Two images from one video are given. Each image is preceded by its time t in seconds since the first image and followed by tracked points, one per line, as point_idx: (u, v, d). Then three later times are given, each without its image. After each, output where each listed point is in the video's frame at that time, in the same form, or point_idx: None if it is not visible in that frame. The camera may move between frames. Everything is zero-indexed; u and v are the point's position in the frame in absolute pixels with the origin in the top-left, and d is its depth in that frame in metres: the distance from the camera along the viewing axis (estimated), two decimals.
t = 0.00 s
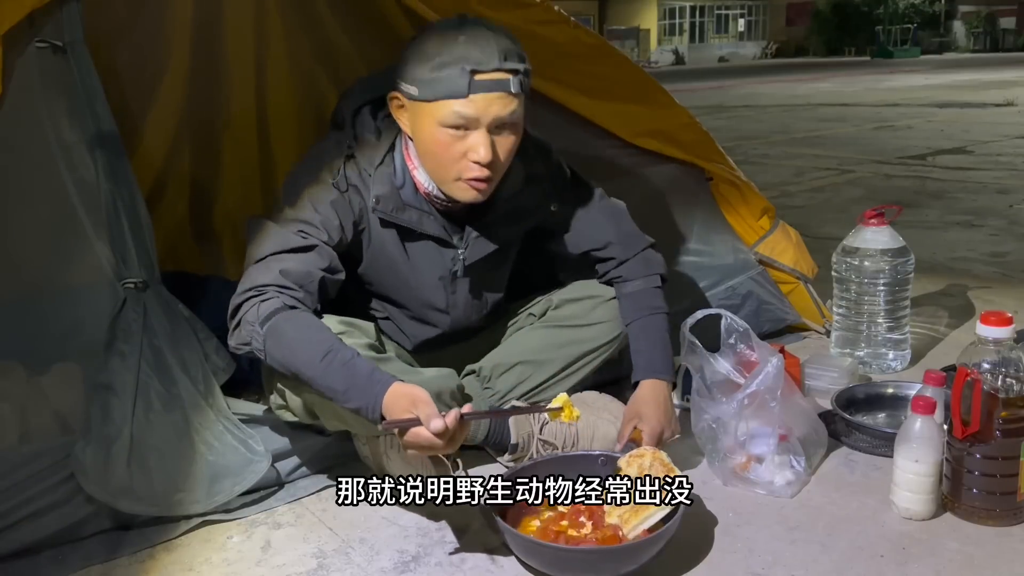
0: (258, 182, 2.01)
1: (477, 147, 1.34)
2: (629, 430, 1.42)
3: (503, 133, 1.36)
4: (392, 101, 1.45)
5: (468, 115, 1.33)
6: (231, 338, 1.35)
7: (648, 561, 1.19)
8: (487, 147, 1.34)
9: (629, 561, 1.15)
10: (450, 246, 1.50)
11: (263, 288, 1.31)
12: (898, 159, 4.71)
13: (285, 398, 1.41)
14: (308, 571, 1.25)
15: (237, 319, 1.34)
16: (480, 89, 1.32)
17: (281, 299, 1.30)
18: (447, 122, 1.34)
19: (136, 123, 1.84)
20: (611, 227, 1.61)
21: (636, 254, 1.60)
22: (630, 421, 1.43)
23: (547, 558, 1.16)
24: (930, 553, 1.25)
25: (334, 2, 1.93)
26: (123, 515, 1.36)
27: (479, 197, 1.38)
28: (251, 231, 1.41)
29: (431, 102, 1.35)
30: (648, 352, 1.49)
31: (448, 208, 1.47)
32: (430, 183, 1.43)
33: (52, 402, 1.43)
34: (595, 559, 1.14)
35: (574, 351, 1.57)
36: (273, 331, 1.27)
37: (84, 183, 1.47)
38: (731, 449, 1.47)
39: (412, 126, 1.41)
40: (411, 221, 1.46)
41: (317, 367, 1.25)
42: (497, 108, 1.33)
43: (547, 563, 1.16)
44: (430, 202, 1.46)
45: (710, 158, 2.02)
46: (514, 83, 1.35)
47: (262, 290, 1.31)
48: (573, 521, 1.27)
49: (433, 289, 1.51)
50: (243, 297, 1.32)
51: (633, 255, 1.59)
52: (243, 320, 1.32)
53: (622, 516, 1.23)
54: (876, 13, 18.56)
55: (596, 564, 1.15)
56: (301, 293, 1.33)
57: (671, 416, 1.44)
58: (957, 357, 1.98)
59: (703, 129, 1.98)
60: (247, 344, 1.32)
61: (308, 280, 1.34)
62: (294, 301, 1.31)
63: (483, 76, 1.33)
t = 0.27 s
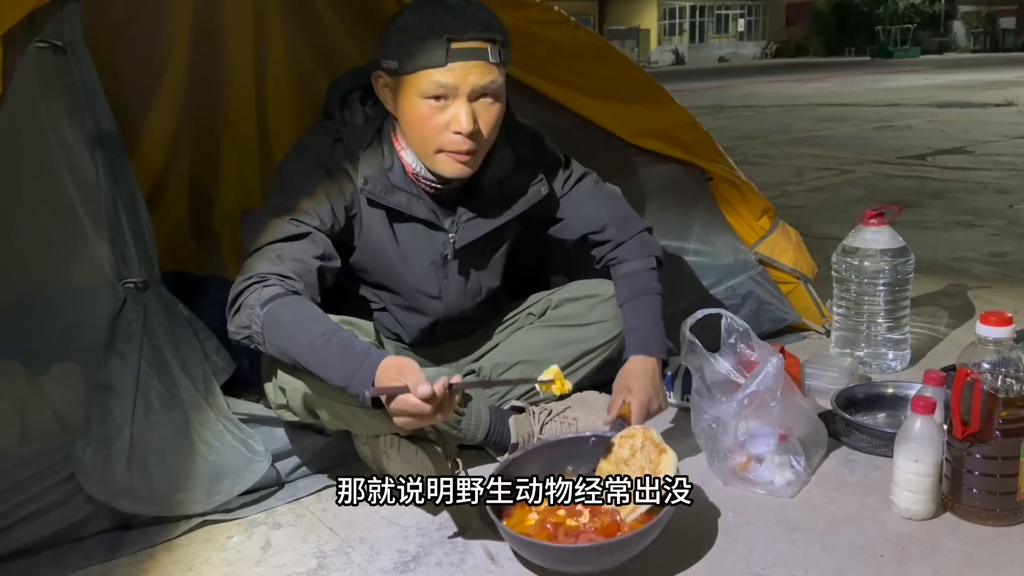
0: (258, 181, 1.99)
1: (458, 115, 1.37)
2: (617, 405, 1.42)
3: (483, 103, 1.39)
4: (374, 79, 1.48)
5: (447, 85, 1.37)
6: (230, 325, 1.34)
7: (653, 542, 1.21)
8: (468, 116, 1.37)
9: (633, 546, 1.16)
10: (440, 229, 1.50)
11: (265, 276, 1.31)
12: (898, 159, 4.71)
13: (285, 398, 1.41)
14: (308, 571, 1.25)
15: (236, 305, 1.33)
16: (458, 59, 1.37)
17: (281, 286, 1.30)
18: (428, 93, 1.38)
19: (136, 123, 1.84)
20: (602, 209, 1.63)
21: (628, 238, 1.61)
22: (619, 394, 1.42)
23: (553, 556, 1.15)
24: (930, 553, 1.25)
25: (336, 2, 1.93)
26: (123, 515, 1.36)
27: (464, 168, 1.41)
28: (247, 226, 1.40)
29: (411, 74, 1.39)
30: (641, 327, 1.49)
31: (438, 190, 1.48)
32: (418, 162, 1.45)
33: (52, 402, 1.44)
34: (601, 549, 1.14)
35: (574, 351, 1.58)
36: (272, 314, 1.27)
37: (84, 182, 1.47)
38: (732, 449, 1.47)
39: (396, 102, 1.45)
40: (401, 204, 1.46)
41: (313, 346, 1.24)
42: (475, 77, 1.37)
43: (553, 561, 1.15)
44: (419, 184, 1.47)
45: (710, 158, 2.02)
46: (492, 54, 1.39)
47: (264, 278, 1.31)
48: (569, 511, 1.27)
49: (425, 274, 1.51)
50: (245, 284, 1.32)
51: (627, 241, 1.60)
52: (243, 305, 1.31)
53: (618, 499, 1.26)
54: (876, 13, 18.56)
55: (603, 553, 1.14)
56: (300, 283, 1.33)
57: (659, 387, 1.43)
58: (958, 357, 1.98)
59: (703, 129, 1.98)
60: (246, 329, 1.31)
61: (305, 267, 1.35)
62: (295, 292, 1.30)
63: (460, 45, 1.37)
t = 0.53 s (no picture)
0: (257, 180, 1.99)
1: (455, 107, 1.38)
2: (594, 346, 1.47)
3: (479, 94, 1.40)
4: (371, 72, 1.48)
5: (444, 76, 1.37)
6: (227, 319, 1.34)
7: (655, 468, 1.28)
8: (465, 107, 1.38)
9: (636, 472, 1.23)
10: (439, 222, 1.50)
11: (259, 269, 1.32)
12: (898, 159, 4.71)
13: (285, 398, 1.41)
14: (308, 571, 1.25)
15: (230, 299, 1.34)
16: (454, 50, 1.37)
17: (276, 277, 1.31)
18: (424, 85, 1.38)
19: (135, 123, 1.84)
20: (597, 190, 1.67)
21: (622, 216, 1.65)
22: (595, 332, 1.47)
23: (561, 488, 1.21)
24: (931, 553, 1.25)
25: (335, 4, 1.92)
26: (123, 515, 1.36)
27: (461, 160, 1.41)
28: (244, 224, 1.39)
29: (407, 65, 1.40)
30: (628, 293, 1.53)
31: (437, 182, 1.49)
32: (415, 154, 1.46)
33: (52, 402, 1.43)
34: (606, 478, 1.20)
35: (576, 348, 1.57)
36: (264, 303, 1.27)
37: (83, 182, 1.47)
38: (732, 449, 1.47)
39: (392, 95, 1.45)
40: (398, 196, 1.47)
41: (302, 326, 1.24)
42: (471, 67, 1.38)
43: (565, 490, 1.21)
44: (417, 176, 1.48)
45: (710, 157, 2.02)
46: (488, 44, 1.40)
47: (257, 270, 1.32)
48: (567, 449, 1.33)
49: (425, 267, 1.51)
50: (240, 279, 1.33)
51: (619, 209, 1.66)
52: (237, 297, 1.32)
53: (614, 434, 1.32)
54: (876, 13, 18.56)
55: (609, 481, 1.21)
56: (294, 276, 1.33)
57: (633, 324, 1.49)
58: (958, 357, 1.97)
59: (703, 129, 1.98)
60: (239, 321, 1.31)
61: (298, 261, 1.35)
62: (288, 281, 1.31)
63: (455, 36, 1.37)
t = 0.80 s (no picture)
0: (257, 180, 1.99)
1: (467, 115, 1.38)
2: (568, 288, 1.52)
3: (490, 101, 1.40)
4: (379, 71, 1.47)
5: (457, 85, 1.36)
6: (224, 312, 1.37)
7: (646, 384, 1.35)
8: (477, 116, 1.38)
9: (632, 386, 1.30)
10: (442, 215, 1.49)
11: (256, 258, 1.34)
12: (898, 159, 4.71)
13: (285, 398, 1.41)
14: (308, 571, 1.25)
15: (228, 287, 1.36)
16: (467, 59, 1.36)
17: (272, 266, 1.34)
18: (437, 93, 1.38)
19: (135, 123, 1.84)
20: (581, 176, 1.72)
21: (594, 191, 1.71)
22: (571, 275, 1.53)
23: (555, 403, 1.28)
24: (931, 553, 1.25)
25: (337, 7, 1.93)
26: (123, 515, 1.36)
27: (469, 165, 1.42)
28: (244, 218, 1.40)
29: (420, 72, 1.38)
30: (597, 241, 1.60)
31: (438, 179, 1.49)
32: (419, 156, 1.46)
33: (52, 402, 1.43)
34: (600, 393, 1.28)
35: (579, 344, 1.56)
36: (264, 289, 1.30)
37: (83, 182, 1.47)
38: (732, 450, 1.48)
39: (401, 98, 1.44)
40: (399, 192, 1.47)
41: (307, 306, 1.28)
42: (486, 78, 1.37)
43: (555, 409, 1.29)
44: (420, 173, 1.47)
45: (711, 158, 2.02)
46: (499, 51, 1.39)
47: (254, 259, 1.35)
48: (556, 371, 1.38)
49: (428, 261, 1.51)
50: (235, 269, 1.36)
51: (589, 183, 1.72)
52: (234, 286, 1.34)
53: (600, 357, 1.39)
54: (876, 13, 18.57)
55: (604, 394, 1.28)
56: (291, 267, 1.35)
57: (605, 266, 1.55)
58: (958, 357, 1.97)
59: (704, 129, 1.98)
60: (238, 310, 1.33)
61: (293, 253, 1.37)
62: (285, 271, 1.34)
63: (470, 44, 1.36)
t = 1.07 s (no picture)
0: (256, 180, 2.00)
1: (479, 117, 1.37)
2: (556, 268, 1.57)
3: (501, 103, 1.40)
4: (389, 73, 1.46)
5: (469, 87, 1.36)
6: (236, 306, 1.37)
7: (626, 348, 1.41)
8: (489, 117, 1.38)
9: (610, 348, 1.36)
10: (451, 212, 1.50)
11: (264, 252, 1.36)
12: (898, 159, 4.71)
13: (285, 398, 1.41)
14: (308, 571, 1.25)
15: (237, 282, 1.36)
16: (479, 61, 1.36)
17: (280, 258, 1.35)
18: (448, 94, 1.37)
19: (135, 123, 1.84)
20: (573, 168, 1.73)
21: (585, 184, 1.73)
22: (559, 252, 1.57)
23: (541, 364, 1.33)
24: (930, 553, 1.25)
25: (335, 5, 1.92)
26: (123, 515, 1.36)
27: (480, 165, 1.42)
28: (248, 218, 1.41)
29: (432, 73, 1.38)
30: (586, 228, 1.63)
31: (445, 177, 1.49)
32: (429, 156, 1.46)
33: (52, 402, 1.43)
34: (584, 354, 1.33)
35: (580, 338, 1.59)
36: (277, 279, 1.31)
37: (83, 182, 1.47)
38: (732, 449, 1.48)
39: (410, 99, 1.43)
40: (410, 191, 1.47)
41: (327, 289, 1.30)
42: (497, 79, 1.37)
43: (541, 369, 1.34)
44: (428, 173, 1.47)
45: (711, 158, 2.02)
46: (510, 53, 1.39)
47: (262, 253, 1.36)
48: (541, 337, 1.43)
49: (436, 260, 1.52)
50: (242, 262, 1.37)
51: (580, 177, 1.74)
52: (244, 280, 1.35)
53: (583, 323, 1.43)
54: (876, 14, 18.57)
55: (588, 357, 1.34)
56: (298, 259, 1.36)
57: (592, 246, 1.60)
58: (958, 357, 1.97)
59: (704, 129, 1.98)
60: (251, 303, 1.34)
61: (300, 247, 1.37)
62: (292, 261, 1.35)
63: (482, 46, 1.36)
